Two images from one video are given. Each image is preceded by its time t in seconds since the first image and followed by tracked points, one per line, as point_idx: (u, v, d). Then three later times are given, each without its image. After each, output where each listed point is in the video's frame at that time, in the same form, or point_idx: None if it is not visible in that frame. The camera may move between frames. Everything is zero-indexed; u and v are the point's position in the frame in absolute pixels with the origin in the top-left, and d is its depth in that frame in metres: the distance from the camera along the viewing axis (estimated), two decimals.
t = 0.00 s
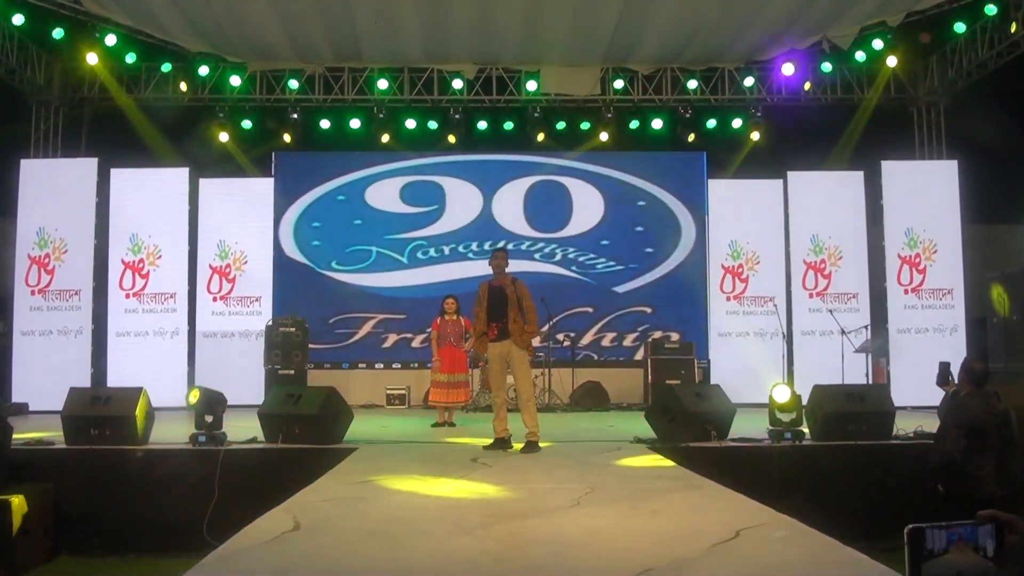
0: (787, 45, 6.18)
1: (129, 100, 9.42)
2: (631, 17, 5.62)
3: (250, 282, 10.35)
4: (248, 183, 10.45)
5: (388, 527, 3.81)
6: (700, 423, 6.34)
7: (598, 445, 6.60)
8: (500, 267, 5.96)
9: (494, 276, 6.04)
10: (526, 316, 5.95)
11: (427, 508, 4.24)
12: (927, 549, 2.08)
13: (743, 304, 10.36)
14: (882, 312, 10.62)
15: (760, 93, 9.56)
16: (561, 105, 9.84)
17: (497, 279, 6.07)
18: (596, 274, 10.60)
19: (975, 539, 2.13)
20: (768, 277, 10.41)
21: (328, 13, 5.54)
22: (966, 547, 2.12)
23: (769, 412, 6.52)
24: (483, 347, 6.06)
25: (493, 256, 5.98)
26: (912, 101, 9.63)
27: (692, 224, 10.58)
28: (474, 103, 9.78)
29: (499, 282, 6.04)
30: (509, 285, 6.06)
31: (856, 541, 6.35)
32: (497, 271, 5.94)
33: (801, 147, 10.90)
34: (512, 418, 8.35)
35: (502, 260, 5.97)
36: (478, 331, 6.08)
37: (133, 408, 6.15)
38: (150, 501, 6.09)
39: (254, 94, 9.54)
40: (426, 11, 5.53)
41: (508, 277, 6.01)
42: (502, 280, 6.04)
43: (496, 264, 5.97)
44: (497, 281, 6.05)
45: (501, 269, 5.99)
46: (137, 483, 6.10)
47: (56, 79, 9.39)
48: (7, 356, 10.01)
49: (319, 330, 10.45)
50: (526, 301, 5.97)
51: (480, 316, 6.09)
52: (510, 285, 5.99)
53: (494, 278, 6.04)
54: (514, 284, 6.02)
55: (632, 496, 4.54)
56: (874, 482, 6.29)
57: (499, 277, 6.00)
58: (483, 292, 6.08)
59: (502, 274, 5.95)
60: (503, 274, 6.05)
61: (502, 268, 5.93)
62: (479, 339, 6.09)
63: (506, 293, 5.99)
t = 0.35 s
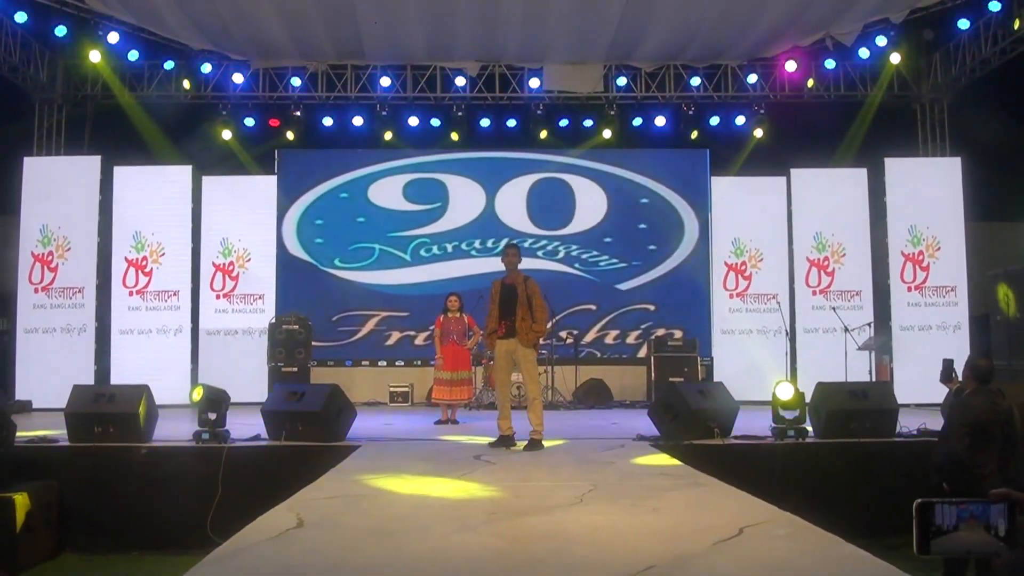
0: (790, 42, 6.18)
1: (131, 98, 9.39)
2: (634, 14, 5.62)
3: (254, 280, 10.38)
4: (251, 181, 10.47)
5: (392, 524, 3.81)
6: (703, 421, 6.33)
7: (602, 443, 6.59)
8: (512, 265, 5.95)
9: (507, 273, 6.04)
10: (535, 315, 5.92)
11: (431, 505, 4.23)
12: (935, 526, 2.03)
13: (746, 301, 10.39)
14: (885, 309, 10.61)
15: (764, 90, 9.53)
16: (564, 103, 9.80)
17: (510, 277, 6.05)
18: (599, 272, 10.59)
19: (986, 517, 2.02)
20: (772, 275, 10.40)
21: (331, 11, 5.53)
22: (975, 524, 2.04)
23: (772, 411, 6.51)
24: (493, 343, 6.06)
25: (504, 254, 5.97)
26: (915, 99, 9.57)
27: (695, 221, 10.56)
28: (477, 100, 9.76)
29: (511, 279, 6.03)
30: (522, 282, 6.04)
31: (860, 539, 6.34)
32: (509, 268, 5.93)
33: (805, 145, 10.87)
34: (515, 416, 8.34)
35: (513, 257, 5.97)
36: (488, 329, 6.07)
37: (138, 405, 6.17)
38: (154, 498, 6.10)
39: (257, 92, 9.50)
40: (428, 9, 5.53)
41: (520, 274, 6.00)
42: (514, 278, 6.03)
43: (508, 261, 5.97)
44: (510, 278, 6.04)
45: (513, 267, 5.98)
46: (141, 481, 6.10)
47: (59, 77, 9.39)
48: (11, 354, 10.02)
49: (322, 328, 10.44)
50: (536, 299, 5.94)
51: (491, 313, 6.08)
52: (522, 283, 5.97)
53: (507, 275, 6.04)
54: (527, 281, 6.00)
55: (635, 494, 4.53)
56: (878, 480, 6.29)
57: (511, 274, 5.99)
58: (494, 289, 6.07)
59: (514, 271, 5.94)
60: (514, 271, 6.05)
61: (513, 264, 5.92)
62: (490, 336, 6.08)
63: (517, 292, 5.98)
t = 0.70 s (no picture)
0: (797, 37, 6.11)
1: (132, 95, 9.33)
2: (640, 10, 5.56)
3: (257, 278, 10.33)
4: (253, 178, 10.43)
5: (397, 523, 3.75)
6: (708, 420, 6.25)
7: (607, 442, 6.53)
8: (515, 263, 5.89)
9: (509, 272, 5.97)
10: (538, 314, 5.88)
11: (436, 505, 4.18)
12: (960, 503, 1.78)
13: (752, 300, 10.30)
14: (892, 306, 10.55)
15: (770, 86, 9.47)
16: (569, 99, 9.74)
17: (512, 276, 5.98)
18: (604, 269, 10.53)
19: (1013, 490, 1.72)
20: (778, 272, 10.32)
21: (334, 6, 5.48)
22: (1003, 498, 1.73)
23: (779, 409, 6.43)
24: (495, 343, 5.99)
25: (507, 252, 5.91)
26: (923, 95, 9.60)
27: (701, 219, 10.49)
28: (481, 97, 9.70)
29: (513, 277, 5.97)
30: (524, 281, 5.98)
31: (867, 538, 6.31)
32: (512, 266, 5.87)
33: (811, 141, 10.78)
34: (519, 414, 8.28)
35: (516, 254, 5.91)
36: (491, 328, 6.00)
37: (140, 404, 6.09)
38: (156, 498, 6.06)
39: (259, 88, 9.45)
40: (432, 4, 5.47)
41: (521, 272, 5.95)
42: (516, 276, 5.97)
43: (509, 259, 5.90)
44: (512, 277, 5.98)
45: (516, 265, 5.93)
46: (142, 480, 6.06)
47: (60, 74, 9.35)
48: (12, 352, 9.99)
49: (325, 327, 10.40)
50: (538, 297, 5.90)
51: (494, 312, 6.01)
52: (525, 282, 5.92)
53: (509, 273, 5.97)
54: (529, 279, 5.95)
55: (641, 493, 4.47)
56: (887, 479, 6.22)
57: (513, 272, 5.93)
58: (496, 288, 6.00)
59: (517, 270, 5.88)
60: (516, 268, 5.98)
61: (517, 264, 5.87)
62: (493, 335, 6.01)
63: (519, 289, 5.93)
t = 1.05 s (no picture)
0: (804, 34, 6.04)
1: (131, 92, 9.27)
2: (644, 5, 5.49)
3: (257, 278, 10.25)
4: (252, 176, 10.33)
5: (398, 525, 3.69)
6: (713, 421, 6.19)
7: (611, 443, 6.47)
8: (515, 262, 5.80)
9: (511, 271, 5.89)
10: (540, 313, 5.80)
11: (437, 506, 4.11)
12: (999, 505, 1.50)
13: (757, 299, 10.21)
14: (898, 306, 10.46)
15: (776, 82, 9.37)
16: (572, 96, 9.65)
17: (514, 276, 5.90)
18: (607, 268, 10.45)
19: None
20: (784, 271, 10.23)
21: (333, 3, 5.42)
22: None
23: (785, 409, 6.36)
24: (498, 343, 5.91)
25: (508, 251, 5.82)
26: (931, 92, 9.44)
27: (705, 217, 10.40)
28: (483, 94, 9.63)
29: (515, 277, 5.89)
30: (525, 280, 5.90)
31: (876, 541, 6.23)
32: (513, 265, 5.78)
33: (816, 139, 10.67)
34: (521, 414, 8.21)
35: (516, 254, 5.82)
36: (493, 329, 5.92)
37: (138, 405, 6.06)
38: (153, 499, 6.00)
39: (259, 85, 9.38)
40: None
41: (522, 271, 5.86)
42: (518, 275, 5.89)
43: (510, 258, 5.81)
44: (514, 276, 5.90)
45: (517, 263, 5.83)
46: (140, 480, 6.00)
47: (57, 71, 9.29)
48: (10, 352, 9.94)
49: (326, 326, 10.34)
50: (540, 295, 5.81)
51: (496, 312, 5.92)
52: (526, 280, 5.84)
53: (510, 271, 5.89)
54: (530, 278, 5.86)
55: (645, 494, 4.41)
56: (897, 482, 6.13)
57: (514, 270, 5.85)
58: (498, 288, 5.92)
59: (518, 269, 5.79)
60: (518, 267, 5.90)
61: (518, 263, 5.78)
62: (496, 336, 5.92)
63: (522, 289, 5.85)
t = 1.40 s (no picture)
0: (811, 29, 5.93)
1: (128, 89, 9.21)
2: None
3: (255, 278, 10.16)
4: (251, 174, 10.23)
5: (396, 528, 3.59)
6: (718, 424, 6.08)
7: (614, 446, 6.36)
8: (520, 261, 5.68)
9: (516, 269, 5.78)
10: (545, 313, 5.69)
11: (435, 510, 4.01)
12: None
13: (763, 299, 10.09)
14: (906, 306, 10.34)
15: (782, 79, 9.25)
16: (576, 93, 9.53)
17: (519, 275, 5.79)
18: (611, 268, 10.33)
19: None
20: (790, 271, 10.11)
21: None
22: None
23: (791, 411, 6.24)
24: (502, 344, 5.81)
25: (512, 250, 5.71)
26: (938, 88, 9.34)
27: (710, 216, 10.28)
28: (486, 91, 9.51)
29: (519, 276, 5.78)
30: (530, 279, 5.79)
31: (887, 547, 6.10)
32: (517, 264, 5.67)
33: (822, 137, 10.54)
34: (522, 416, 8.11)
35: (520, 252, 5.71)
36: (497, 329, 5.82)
37: (133, 407, 5.97)
38: (149, 502, 5.88)
39: (258, 82, 9.30)
40: None
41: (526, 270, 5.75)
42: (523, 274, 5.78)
43: (514, 257, 5.70)
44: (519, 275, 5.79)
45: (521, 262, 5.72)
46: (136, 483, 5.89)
47: (51, 69, 9.21)
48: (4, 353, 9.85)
49: (325, 327, 10.24)
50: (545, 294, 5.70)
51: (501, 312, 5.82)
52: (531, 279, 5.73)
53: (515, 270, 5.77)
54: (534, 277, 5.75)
55: (649, 497, 4.29)
56: (909, 488, 5.99)
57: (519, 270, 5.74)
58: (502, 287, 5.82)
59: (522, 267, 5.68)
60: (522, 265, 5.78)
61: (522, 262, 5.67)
62: (500, 336, 5.82)
63: (525, 289, 5.73)
